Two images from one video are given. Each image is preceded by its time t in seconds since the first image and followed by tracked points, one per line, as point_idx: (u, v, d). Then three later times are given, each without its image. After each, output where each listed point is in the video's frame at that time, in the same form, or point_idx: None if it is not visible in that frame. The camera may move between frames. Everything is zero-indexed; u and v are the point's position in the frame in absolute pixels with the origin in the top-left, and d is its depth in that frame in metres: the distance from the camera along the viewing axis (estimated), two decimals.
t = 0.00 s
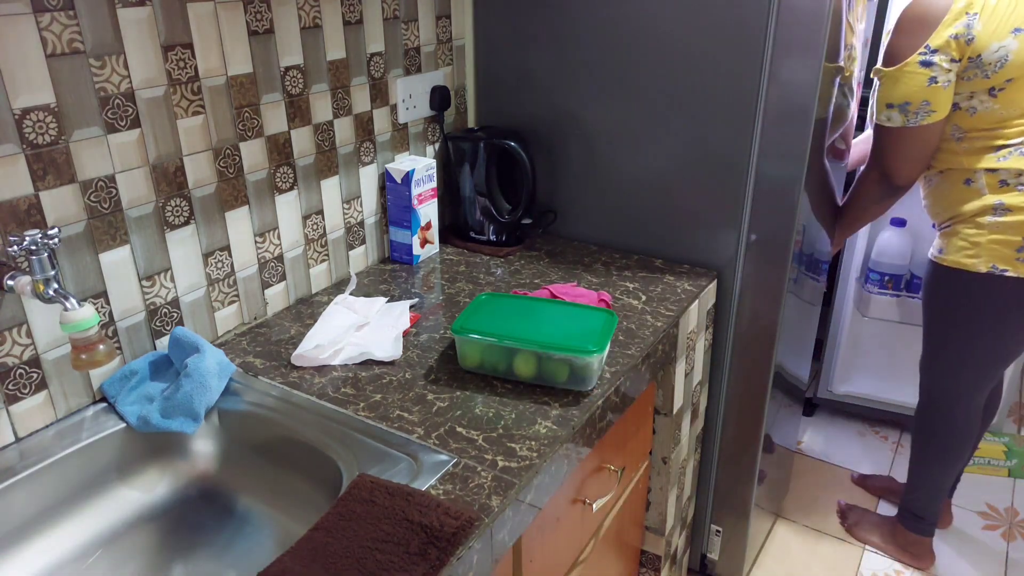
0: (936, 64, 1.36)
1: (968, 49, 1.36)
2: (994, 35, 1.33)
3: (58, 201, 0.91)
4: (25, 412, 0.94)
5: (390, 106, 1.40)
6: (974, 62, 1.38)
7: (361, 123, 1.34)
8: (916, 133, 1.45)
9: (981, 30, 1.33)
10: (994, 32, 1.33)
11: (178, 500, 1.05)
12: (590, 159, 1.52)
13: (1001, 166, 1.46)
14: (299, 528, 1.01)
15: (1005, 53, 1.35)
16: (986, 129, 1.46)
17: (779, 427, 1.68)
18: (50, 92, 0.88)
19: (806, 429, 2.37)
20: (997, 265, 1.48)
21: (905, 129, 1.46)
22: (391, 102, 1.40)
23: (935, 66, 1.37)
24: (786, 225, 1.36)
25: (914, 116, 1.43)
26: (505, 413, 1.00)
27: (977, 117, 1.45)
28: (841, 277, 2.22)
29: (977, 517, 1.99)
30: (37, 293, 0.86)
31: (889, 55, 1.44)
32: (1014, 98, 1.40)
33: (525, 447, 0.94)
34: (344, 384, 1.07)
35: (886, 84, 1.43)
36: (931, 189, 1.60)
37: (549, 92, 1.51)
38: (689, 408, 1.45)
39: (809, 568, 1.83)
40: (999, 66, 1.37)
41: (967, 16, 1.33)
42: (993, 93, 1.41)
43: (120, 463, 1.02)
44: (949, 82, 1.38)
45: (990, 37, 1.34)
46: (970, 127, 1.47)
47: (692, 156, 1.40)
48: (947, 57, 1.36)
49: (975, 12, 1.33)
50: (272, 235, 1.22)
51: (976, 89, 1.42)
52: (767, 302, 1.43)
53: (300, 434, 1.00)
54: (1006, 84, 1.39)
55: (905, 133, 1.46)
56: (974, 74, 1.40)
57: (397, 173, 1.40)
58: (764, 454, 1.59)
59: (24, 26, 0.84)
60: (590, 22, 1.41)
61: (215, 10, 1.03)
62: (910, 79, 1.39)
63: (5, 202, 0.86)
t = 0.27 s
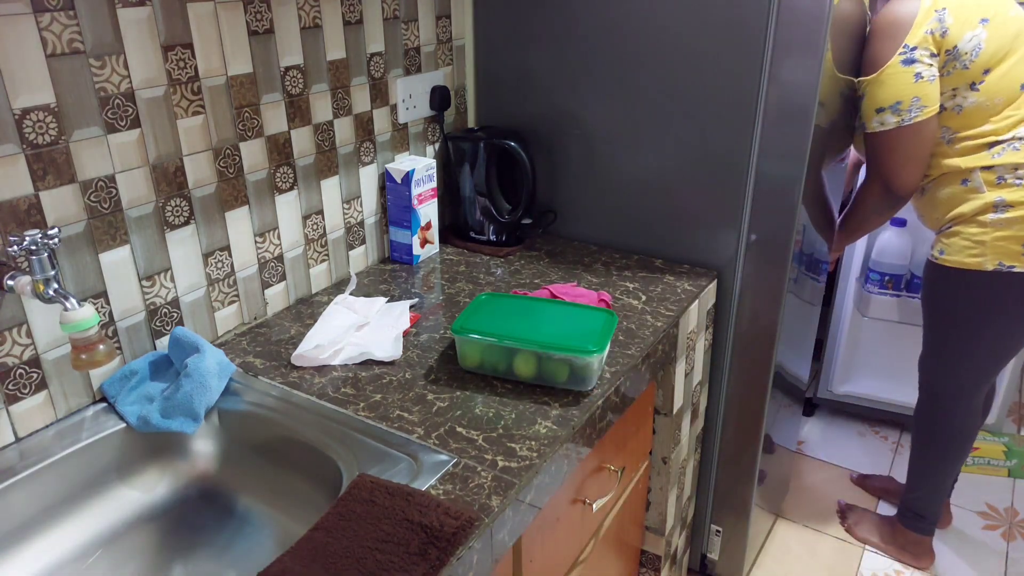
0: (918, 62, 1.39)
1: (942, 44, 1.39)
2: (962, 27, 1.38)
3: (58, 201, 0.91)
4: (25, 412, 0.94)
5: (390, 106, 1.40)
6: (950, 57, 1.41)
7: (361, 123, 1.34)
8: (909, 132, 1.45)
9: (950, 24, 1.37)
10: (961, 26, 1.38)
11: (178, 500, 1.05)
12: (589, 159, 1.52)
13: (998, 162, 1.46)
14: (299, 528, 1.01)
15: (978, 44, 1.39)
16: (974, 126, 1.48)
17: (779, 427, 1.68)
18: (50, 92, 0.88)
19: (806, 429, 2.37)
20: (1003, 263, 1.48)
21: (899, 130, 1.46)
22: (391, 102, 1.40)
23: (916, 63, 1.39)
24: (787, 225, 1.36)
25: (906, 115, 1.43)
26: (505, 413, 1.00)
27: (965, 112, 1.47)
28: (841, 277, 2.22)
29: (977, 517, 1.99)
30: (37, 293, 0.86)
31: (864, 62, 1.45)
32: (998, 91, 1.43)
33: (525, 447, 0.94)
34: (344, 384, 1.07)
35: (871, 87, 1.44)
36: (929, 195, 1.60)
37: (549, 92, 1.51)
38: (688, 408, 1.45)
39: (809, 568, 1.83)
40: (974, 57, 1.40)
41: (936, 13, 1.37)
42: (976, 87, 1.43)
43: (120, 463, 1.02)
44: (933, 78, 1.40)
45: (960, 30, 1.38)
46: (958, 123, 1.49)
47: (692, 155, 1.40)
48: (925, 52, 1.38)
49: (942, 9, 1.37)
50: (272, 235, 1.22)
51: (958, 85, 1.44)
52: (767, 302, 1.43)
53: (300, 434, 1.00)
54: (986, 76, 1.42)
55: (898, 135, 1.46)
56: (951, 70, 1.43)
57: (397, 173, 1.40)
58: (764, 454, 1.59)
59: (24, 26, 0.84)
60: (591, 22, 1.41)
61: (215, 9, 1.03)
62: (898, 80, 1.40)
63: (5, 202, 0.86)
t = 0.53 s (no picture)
0: (904, 112, 1.42)
1: (930, 88, 1.42)
2: (945, 67, 1.41)
3: (58, 201, 0.91)
4: (25, 412, 0.94)
5: (390, 106, 1.40)
6: (940, 94, 1.44)
7: (361, 123, 1.34)
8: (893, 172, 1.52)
9: (933, 70, 1.40)
10: (944, 65, 1.40)
11: (178, 500, 1.05)
12: (589, 159, 1.52)
13: (1006, 166, 1.45)
14: (299, 528, 1.01)
15: (966, 76, 1.41)
16: (972, 141, 1.49)
17: (779, 427, 1.68)
18: (50, 92, 0.88)
19: (806, 429, 2.37)
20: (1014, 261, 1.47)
21: (882, 171, 1.52)
22: (391, 102, 1.40)
23: (902, 114, 1.43)
24: (786, 225, 1.36)
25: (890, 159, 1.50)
26: (505, 413, 1.00)
27: (963, 133, 1.48)
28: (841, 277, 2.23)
29: (977, 517, 1.99)
30: (37, 293, 0.86)
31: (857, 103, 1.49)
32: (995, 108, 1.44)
33: (525, 447, 0.94)
34: (344, 384, 1.07)
35: (860, 130, 1.50)
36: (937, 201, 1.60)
37: (549, 92, 1.51)
38: (688, 408, 1.45)
39: (809, 568, 1.83)
40: (964, 88, 1.42)
41: (919, 62, 1.40)
42: (970, 111, 1.44)
43: (120, 462, 1.02)
44: (918, 126, 1.45)
45: (944, 70, 1.41)
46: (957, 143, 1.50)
47: (692, 154, 1.40)
48: (911, 102, 1.42)
49: (922, 56, 1.40)
50: (272, 235, 1.22)
51: (951, 114, 1.46)
52: (767, 302, 1.43)
53: (300, 434, 1.00)
54: (978, 99, 1.43)
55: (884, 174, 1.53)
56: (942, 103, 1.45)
57: (397, 173, 1.40)
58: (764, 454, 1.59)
59: (24, 26, 0.84)
60: (590, 22, 1.41)
61: (215, 9, 1.03)
62: (885, 127, 1.45)
63: (5, 202, 0.86)
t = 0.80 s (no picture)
0: (895, 142, 1.45)
1: (922, 114, 1.46)
2: (930, 93, 1.46)
3: (58, 201, 0.91)
4: (25, 412, 0.94)
5: (390, 106, 1.40)
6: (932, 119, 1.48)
7: (361, 123, 1.34)
8: (889, 207, 1.51)
9: (919, 97, 1.45)
10: (928, 91, 1.46)
11: (178, 500, 1.05)
12: (589, 159, 1.52)
13: (1018, 172, 1.48)
14: (299, 528, 1.01)
15: (950, 96, 1.47)
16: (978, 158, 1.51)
17: (778, 427, 1.68)
18: (50, 92, 0.88)
19: (806, 429, 2.37)
20: None
21: (880, 204, 1.51)
22: (391, 102, 1.40)
23: (895, 144, 1.45)
24: (786, 225, 1.36)
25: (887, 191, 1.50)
26: (505, 413, 1.01)
27: (965, 150, 1.51)
28: (841, 277, 2.23)
29: (977, 517, 1.99)
30: (37, 293, 0.86)
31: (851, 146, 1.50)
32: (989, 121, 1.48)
33: (525, 447, 0.94)
34: (344, 384, 1.07)
35: (855, 167, 1.50)
36: (953, 219, 1.61)
37: (549, 92, 1.51)
38: (689, 408, 1.45)
39: (809, 568, 1.83)
40: (952, 107, 1.47)
41: (904, 93, 1.45)
42: (965, 128, 1.49)
43: (120, 462, 1.02)
44: (912, 157, 1.46)
45: (929, 96, 1.46)
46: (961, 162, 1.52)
47: (692, 154, 1.40)
48: (905, 131, 1.45)
49: (906, 87, 1.45)
50: (272, 235, 1.22)
51: (947, 135, 1.50)
52: (767, 302, 1.43)
53: (300, 434, 1.00)
54: (969, 115, 1.48)
55: (880, 210, 1.52)
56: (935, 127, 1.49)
57: (397, 173, 1.40)
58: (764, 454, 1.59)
59: (24, 26, 0.84)
60: (590, 22, 1.41)
61: (215, 9, 1.03)
62: (880, 162, 1.47)
63: (5, 202, 0.86)
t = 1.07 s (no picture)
0: (896, 150, 1.46)
1: (924, 122, 1.47)
2: (932, 101, 1.47)
3: (58, 200, 0.91)
4: (25, 412, 0.94)
5: (390, 106, 1.40)
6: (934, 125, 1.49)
7: (361, 123, 1.34)
8: (885, 213, 1.53)
9: (921, 105, 1.46)
10: (930, 99, 1.47)
11: (178, 500, 1.05)
12: (589, 159, 1.52)
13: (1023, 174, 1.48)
14: (299, 528, 1.01)
15: (952, 103, 1.48)
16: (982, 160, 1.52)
17: (778, 427, 1.68)
18: (50, 92, 0.88)
19: (806, 429, 2.37)
20: None
21: (877, 210, 1.52)
22: (391, 102, 1.40)
23: (895, 152, 1.46)
24: (786, 225, 1.36)
25: (885, 198, 1.51)
26: (505, 413, 1.01)
27: (968, 156, 1.52)
28: (841, 277, 2.22)
29: (977, 517, 1.99)
30: (37, 293, 0.86)
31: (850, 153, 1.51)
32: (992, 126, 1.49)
33: (525, 447, 0.94)
34: (344, 384, 1.07)
35: (854, 174, 1.51)
36: (957, 221, 1.61)
37: (549, 92, 1.51)
38: (689, 407, 1.45)
39: (809, 568, 1.83)
40: (954, 114, 1.48)
41: (904, 102, 1.44)
42: (968, 134, 1.50)
43: (120, 462, 1.02)
44: (911, 165, 1.48)
45: (931, 103, 1.47)
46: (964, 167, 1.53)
47: (692, 154, 1.40)
48: (905, 140, 1.45)
49: (908, 95, 1.45)
50: (272, 235, 1.22)
51: (950, 141, 1.51)
52: (767, 302, 1.43)
53: (300, 434, 1.00)
54: (971, 121, 1.49)
55: (876, 215, 1.53)
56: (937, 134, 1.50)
57: (397, 173, 1.40)
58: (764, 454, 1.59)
59: (24, 26, 0.84)
60: (590, 22, 1.41)
61: (215, 9, 1.03)
62: (880, 169, 1.48)
63: (6, 202, 0.86)
